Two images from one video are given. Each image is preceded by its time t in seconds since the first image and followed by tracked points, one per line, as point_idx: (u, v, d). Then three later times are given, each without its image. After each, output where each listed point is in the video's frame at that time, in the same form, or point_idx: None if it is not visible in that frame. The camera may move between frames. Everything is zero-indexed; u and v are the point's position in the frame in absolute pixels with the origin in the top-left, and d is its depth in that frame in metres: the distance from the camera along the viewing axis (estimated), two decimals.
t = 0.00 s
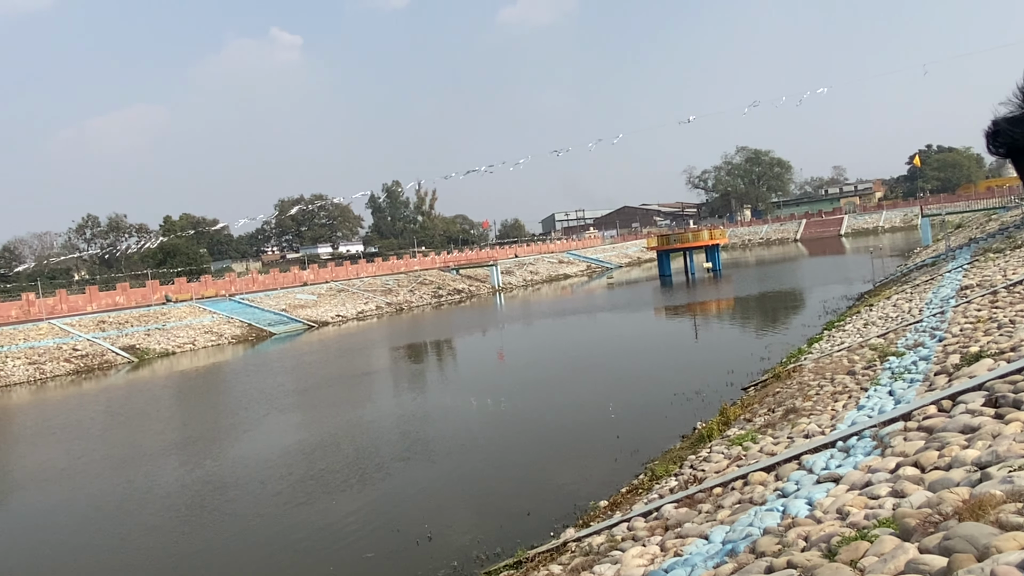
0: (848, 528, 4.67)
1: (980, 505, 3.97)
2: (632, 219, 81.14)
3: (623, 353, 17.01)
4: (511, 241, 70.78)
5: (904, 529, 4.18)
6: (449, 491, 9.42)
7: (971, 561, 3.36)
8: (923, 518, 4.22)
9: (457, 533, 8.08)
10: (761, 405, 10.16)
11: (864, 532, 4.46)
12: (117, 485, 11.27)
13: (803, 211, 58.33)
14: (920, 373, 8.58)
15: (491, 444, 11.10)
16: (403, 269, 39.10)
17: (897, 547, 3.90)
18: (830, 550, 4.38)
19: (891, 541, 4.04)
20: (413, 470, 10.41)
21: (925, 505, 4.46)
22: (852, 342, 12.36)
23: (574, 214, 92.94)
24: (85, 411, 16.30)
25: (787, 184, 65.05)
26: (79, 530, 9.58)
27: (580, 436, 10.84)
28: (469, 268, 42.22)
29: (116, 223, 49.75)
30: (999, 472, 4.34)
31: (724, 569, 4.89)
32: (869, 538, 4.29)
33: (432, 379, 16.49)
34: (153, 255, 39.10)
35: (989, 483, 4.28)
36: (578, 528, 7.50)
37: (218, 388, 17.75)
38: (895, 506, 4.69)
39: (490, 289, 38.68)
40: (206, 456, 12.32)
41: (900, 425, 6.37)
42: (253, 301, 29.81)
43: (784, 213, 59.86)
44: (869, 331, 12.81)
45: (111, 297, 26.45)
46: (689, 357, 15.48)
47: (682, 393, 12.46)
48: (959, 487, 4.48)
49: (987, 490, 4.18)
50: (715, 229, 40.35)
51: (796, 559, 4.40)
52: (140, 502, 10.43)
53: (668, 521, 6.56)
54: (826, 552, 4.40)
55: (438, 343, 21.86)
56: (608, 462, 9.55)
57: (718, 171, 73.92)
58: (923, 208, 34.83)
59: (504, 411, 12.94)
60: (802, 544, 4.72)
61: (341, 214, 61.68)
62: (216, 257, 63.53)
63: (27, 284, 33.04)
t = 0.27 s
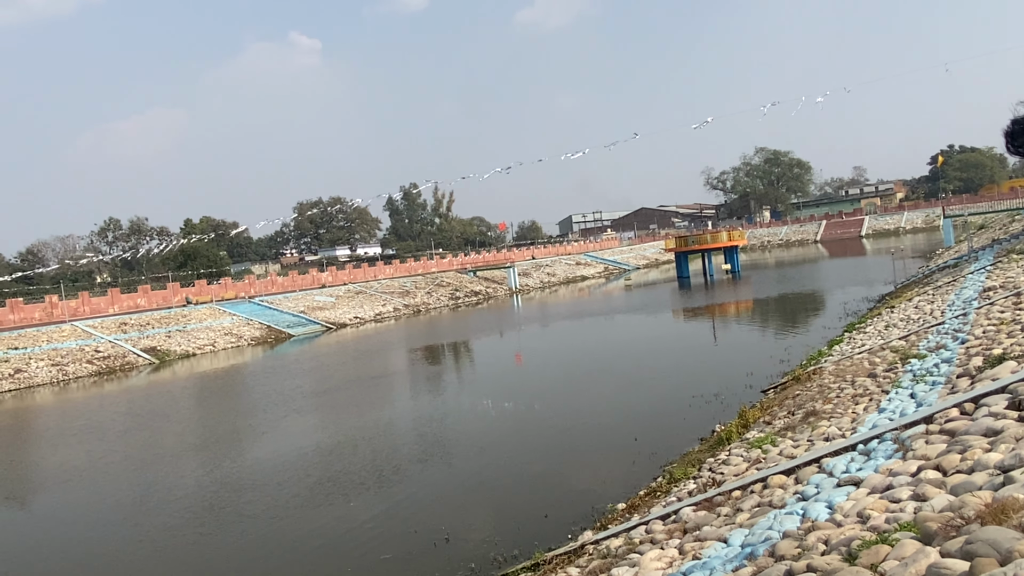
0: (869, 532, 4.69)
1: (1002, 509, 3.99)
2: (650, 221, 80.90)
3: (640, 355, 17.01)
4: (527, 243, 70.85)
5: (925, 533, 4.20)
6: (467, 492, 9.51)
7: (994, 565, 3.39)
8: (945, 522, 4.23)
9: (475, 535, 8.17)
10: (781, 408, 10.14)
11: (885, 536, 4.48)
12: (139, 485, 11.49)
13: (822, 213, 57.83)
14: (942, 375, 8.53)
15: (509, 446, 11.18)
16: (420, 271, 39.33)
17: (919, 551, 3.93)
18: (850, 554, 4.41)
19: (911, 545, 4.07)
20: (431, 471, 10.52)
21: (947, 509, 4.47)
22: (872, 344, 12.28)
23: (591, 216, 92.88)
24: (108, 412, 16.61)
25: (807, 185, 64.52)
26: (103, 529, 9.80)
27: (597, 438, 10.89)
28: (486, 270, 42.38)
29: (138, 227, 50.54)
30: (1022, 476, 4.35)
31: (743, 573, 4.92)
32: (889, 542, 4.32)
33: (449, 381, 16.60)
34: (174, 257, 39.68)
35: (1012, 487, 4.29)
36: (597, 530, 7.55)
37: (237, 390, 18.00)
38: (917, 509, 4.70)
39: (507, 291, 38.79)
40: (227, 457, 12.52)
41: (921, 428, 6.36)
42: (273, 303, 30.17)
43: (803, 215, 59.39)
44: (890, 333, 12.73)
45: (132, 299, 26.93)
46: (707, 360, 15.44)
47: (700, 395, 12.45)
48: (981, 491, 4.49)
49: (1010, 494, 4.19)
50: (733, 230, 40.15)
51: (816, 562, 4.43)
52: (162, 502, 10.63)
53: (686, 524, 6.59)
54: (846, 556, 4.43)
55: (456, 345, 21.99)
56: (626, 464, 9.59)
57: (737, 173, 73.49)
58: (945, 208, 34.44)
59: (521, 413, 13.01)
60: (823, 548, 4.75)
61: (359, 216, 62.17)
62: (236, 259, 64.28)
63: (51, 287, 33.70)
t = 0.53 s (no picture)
0: (885, 534, 4.69)
1: (1020, 512, 3.98)
2: (663, 221, 80.73)
3: (652, 356, 17.01)
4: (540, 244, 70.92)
5: (942, 535, 4.20)
6: (480, 493, 9.57)
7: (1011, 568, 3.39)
8: (962, 524, 4.23)
9: (488, 536, 8.23)
10: (796, 409, 10.11)
11: (901, 538, 4.48)
12: (154, 485, 11.65)
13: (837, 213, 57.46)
14: (959, 376, 8.49)
15: (521, 447, 11.22)
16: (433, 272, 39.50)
17: (935, 553, 3.93)
18: (866, 556, 4.42)
19: (928, 548, 4.07)
20: (444, 472, 10.59)
21: (964, 511, 4.46)
22: (888, 345, 12.21)
23: (603, 217, 92.79)
24: (124, 412, 16.84)
25: (821, 184, 64.12)
26: (119, 529, 9.95)
27: (610, 439, 10.91)
28: (499, 271, 42.48)
29: (154, 228, 51.13)
30: None
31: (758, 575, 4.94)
32: (905, 544, 4.33)
33: (461, 382, 16.66)
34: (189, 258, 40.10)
35: None
36: (609, 531, 7.58)
37: (251, 390, 18.19)
38: (933, 511, 4.70)
39: (520, 292, 38.87)
40: (240, 458, 12.66)
41: (938, 430, 6.34)
42: (287, 304, 30.42)
43: (818, 215, 59.05)
44: (906, 334, 12.65)
45: (147, 300, 27.31)
46: (721, 360, 15.41)
47: (714, 396, 12.43)
48: (999, 493, 4.48)
49: None
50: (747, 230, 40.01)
51: (832, 564, 4.44)
52: (177, 502, 10.77)
53: (700, 525, 6.60)
54: (861, 558, 4.44)
55: (468, 346, 22.09)
56: (638, 466, 9.61)
57: (750, 173, 73.18)
58: (962, 208, 34.15)
59: (534, 414, 13.05)
60: (838, 550, 4.75)
61: (372, 217, 62.51)
62: (250, 261, 64.88)
63: (69, 288, 34.17)
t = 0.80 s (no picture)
0: (896, 535, 4.69)
1: None
2: (672, 222, 80.56)
3: (661, 356, 16.99)
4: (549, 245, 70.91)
5: (954, 536, 4.20)
6: (489, 494, 9.61)
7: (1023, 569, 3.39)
8: (974, 525, 4.23)
9: (497, 536, 8.27)
10: (806, 409, 10.10)
11: (913, 539, 4.48)
12: (165, 486, 11.75)
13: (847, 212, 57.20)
14: (970, 377, 8.46)
15: (530, 448, 11.25)
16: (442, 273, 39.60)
17: (947, 555, 3.93)
18: (877, 557, 4.42)
19: (940, 549, 4.07)
20: (452, 473, 10.63)
21: (976, 512, 4.46)
22: (899, 345, 12.16)
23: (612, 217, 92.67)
24: (136, 413, 16.99)
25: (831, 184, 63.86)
26: (130, 529, 10.05)
27: (619, 440, 10.93)
28: (508, 271, 42.52)
29: (164, 230, 51.46)
30: None
31: None
32: (917, 545, 4.33)
33: (470, 383, 16.70)
34: (199, 259, 40.38)
35: None
36: (619, 532, 7.60)
37: (261, 391, 18.31)
38: (945, 512, 4.69)
39: (528, 292, 38.90)
40: (250, 459, 12.75)
41: (949, 430, 6.32)
42: (296, 305, 30.58)
43: (828, 215, 58.81)
44: (917, 334, 12.59)
45: (158, 301, 27.56)
46: (731, 361, 15.39)
47: (723, 397, 12.42)
48: (1011, 494, 4.48)
49: None
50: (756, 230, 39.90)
51: (842, 565, 4.45)
52: (188, 502, 10.86)
53: (710, 526, 6.61)
54: (872, 559, 4.45)
55: (477, 346, 22.15)
56: (648, 466, 9.62)
57: (760, 173, 72.93)
58: (974, 207, 33.94)
59: (542, 415, 13.08)
60: (849, 551, 4.75)
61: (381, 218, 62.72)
62: (260, 262, 65.23)
63: (81, 289, 34.48)
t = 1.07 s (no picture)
0: (901, 535, 4.70)
1: None
2: (676, 221, 80.58)
3: (665, 356, 16.99)
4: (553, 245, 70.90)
5: (959, 536, 4.21)
6: (493, 494, 9.64)
7: None
8: (979, 525, 4.24)
9: (501, 536, 8.29)
10: (811, 409, 10.09)
11: (917, 539, 4.49)
12: (171, 485, 11.82)
13: (852, 212, 57.10)
14: (976, 376, 8.45)
15: (535, 448, 11.27)
16: (447, 273, 39.65)
17: (952, 555, 3.94)
18: (881, 557, 4.43)
19: (945, 548, 4.08)
20: (457, 473, 10.67)
21: (981, 512, 4.47)
22: (905, 344, 12.14)
23: (616, 216, 92.65)
24: (141, 413, 17.07)
25: (836, 183, 63.80)
26: (135, 529, 10.10)
27: (623, 440, 10.94)
28: (512, 271, 42.55)
29: (169, 230, 51.65)
30: None
31: None
32: (922, 545, 4.34)
33: (474, 383, 16.73)
34: (204, 259, 40.51)
35: None
36: (623, 532, 7.62)
37: (266, 390, 18.38)
38: (950, 512, 4.70)
39: (532, 292, 38.92)
40: (255, 459, 12.80)
41: (954, 430, 6.32)
42: (301, 305, 30.68)
43: (832, 215, 58.74)
44: (922, 334, 12.57)
45: (163, 301, 27.69)
46: (735, 361, 15.37)
47: (728, 397, 12.42)
48: (1016, 494, 4.48)
49: None
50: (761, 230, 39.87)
51: (847, 565, 4.45)
52: (193, 502, 10.92)
53: (714, 526, 6.62)
54: (878, 559, 4.45)
55: (481, 346, 22.19)
56: (652, 467, 9.63)
57: (764, 172, 72.84)
58: (980, 207, 33.84)
59: (546, 415, 13.10)
60: (854, 551, 4.76)
61: (386, 218, 62.92)
62: (264, 262, 65.43)
63: (86, 289, 34.62)
